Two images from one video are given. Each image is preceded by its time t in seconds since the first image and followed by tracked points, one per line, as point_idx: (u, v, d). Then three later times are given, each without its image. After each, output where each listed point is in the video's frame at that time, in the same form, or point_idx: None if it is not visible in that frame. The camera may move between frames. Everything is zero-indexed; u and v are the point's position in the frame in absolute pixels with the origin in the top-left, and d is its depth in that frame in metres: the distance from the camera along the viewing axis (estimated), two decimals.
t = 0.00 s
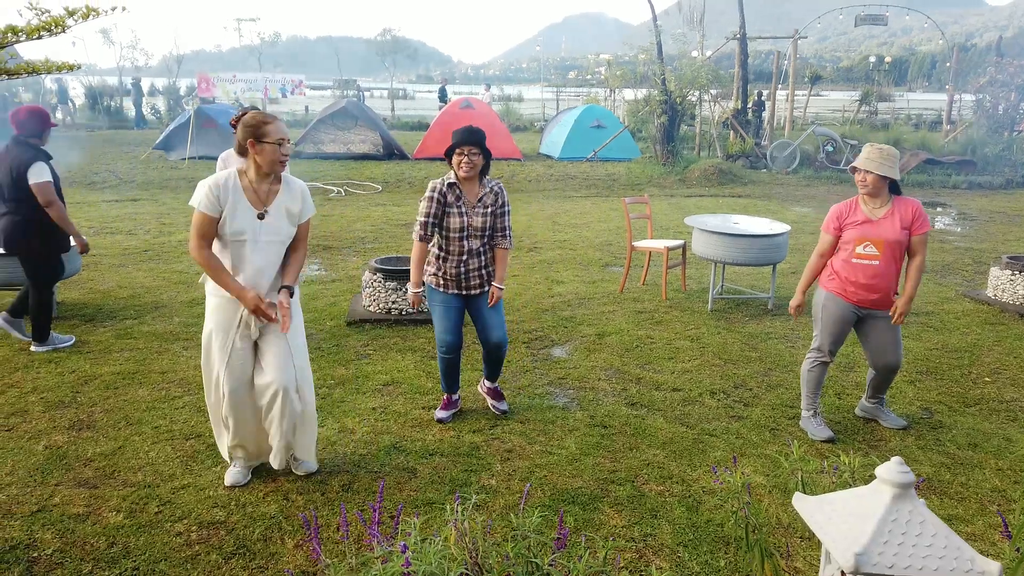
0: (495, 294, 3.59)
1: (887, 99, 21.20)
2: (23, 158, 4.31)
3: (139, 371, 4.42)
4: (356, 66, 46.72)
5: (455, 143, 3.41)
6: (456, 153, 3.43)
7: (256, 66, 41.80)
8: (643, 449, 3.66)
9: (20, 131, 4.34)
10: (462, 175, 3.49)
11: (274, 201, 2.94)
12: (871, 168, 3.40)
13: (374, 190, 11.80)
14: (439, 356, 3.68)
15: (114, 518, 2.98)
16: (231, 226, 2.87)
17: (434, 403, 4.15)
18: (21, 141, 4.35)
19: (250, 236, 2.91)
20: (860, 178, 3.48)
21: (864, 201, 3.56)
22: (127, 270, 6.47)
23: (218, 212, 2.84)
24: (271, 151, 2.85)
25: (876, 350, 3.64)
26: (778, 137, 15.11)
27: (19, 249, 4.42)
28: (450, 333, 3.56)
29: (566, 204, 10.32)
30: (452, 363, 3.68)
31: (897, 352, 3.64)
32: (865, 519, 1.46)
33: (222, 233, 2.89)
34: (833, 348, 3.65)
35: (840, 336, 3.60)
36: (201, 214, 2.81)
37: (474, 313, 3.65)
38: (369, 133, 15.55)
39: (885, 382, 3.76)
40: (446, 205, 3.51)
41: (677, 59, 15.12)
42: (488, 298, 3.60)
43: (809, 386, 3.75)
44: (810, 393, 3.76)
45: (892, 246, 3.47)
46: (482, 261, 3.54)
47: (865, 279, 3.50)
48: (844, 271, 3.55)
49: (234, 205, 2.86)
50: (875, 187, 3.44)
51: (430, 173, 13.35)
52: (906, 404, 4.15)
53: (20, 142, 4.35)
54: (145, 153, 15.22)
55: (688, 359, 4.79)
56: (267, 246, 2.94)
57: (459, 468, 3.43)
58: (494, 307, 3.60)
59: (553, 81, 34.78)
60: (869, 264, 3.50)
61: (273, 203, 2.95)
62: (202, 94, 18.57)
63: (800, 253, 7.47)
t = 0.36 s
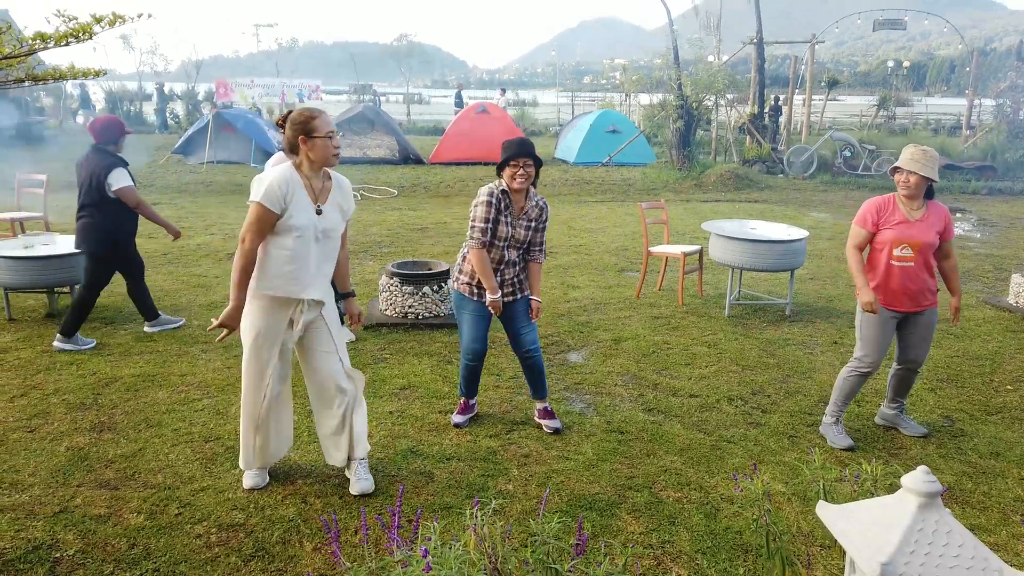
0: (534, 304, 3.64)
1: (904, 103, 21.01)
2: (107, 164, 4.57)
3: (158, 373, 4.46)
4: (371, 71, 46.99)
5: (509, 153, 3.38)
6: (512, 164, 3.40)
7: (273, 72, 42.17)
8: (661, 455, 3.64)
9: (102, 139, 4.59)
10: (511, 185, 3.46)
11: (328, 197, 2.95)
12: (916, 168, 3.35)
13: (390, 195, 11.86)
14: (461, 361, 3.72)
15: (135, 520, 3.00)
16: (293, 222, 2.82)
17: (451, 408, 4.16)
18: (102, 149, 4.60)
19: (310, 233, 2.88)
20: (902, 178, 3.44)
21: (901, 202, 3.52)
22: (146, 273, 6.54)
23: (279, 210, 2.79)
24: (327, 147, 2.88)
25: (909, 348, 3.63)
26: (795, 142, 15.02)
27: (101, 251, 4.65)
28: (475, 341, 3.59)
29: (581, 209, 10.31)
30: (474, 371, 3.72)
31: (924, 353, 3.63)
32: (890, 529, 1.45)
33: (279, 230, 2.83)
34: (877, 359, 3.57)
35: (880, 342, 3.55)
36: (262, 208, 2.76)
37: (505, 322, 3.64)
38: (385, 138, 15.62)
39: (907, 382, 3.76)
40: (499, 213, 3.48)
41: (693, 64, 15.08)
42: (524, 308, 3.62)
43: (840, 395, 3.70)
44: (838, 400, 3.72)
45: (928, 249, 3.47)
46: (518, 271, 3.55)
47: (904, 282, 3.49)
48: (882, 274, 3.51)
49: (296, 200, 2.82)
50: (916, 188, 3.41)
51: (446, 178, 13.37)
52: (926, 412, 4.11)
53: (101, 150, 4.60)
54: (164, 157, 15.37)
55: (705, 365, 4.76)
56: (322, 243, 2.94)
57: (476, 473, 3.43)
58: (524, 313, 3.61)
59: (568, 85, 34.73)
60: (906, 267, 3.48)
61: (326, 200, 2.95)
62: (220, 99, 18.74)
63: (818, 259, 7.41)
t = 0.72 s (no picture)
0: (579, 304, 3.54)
1: (914, 106, 20.92)
2: (161, 158, 4.82)
3: (170, 376, 4.48)
4: (380, 75, 47.14)
5: (528, 152, 3.46)
6: (530, 160, 3.49)
7: (282, 75, 42.35)
8: (671, 459, 3.63)
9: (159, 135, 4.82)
10: (535, 185, 3.53)
11: (354, 216, 2.90)
12: (938, 176, 3.35)
13: (398, 198, 11.89)
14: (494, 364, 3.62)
15: (149, 522, 3.02)
16: (313, 241, 2.84)
17: (462, 411, 4.16)
18: (160, 144, 4.84)
19: (335, 252, 2.84)
20: (925, 186, 3.42)
21: (924, 210, 3.50)
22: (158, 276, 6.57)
23: (299, 227, 2.83)
24: (350, 167, 2.81)
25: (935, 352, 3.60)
26: (804, 145, 14.97)
27: (154, 240, 4.92)
28: (511, 342, 3.50)
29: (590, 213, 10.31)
30: (506, 373, 3.63)
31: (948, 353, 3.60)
32: (908, 534, 1.45)
33: (303, 248, 2.87)
34: (908, 361, 3.55)
35: (909, 347, 3.53)
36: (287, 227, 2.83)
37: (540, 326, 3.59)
38: (394, 140, 15.66)
39: (926, 385, 3.73)
40: (521, 213, 3.52)
41: (701, 68, 15.08)
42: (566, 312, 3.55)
43: (868, 396, 3.71)
44: (864, 400, 3.73)
45: (954, 255, 3.46)
46: (557, 272, 3.51)
47: (934, 290, 3.47)
48: (913, 285, 3.49)
49: (316, 220, 2.83)
50: (939, 196, 3.40)
51: (454, 181, 13.39)
52: (939, 416, 4.09)
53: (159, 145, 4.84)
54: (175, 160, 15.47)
55: (716, 369, 4.75)
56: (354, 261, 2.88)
57: (487, 476, 3.43)
58: (564, 319, 3.53)
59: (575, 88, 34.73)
60: (935, 274, 3.46)
61: (354, 217, 2.90)
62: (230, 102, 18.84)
63: (828, 263, 7.39)
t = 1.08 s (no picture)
0: (570, 304, 3.44)
1: (921, 110, 20.87)
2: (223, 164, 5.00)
3: (182, 378, 4.50)
4: (387, 79, 47.25)
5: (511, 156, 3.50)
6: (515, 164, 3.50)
7: (289, 80, 42.49)
8: (683, 464, 3.63)
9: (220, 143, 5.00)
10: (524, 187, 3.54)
11: (335, 199, 2.92)
12: (946, 174, 3.33)
13: (406, 201, 11.91)
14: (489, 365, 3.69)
15: (162, 524, 3.03)
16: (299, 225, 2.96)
17: (472, 414, 4.16)
18: (221, 150, 5.02)
19: (312, 236, 2.94)
20: (932, 184, 3.40)
21: (931, 208, 3.47)
22: (168, 279, 6.60)
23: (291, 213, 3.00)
24: (323, 152, 2.88)
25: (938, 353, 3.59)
26: (812, 149, 14.94)
27: (211, 241, 5.04)
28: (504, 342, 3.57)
29: (598, 217, 10.31)
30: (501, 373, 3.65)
31: (949, 357, 3.59)
32: (930, 540, 1.44)
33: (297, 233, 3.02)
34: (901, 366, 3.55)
35: (904, 351, 3.51)
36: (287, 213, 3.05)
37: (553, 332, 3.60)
38: (401, 144, 15.69)
39: (932, 390, 3.74)
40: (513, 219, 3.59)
41: (709, 72, 15.06)
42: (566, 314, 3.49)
43: (859, 400, 3.70)
44: (852, 405, 3.72)
45: (960, 256, 3.43)
46: (549, 272, 3.47)
47: (938, 289, 3.45)
48: (917, 283, 3.47)
49: (300, 205, 2.97)
50: (947, 195, 3.37)
51: (461, 185, 13.42)
52: (951, 422, 4.07)
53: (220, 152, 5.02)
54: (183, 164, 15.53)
55: (726, 374, 4.74)
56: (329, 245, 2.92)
57: (498, 480, 3.43)
58: (569, 322, 3.48)
59: (581, 93, 34.78)
60: (939, 274, 3.44)
61: (334, 200, 2.91)
62: (237, 106, 18.91)
63: (837, 268, 7.37)
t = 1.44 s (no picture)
0: (549, 311, 3.46)
1: (928, 114, 20.82)
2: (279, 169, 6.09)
3: (192, 382, 4.51)
4: (393, 84, 47.36)
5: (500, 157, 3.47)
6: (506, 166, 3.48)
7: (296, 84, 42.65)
8: (695, 469, 3.62)
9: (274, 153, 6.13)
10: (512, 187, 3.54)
11: (306, 206, 3.03)
12: (923, 184, 3.31)
13: (413, 205, 11.93)
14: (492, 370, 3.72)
15: (174, 527, 3.04)
16: (272, 230, 3.07)
17: (482, 418, 4.16)
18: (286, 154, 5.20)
19: (283, 241, 3.04)
20: (911, 194, 3.39)
21: (907, 219, 3.48)
22: (177, 282, 6.62)
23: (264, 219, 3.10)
24: (296, 165, 2.97)
25: (920, 369, 3.56)
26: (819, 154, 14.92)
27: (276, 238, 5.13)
28: (499, 345, 3.60)
29: (606, 221, 10.31)
30: (503, 378, 3.68)
31: (939, 371, 3.56)
32: (954, 546, 1.43)
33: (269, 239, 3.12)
34: (884, 377, 3.53)
35: (883, 361, 3.51)
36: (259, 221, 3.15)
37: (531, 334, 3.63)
38: (408, 149, 15.74)
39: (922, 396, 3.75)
40: (497, 214, 3.59)
41: (715, 76, 15.06)
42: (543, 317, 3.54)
43: (855, 410, 3.68)
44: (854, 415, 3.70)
45: (926, 269, 3.41)
46: (528, 275, 3.49)
47: (896, 299, 3.45)
48: (875, 291, 3.50)
49: (274, 212, 3.07)
50: (924, 207, 3.37)
51: (468, 188, 13.45)
52: (963, 428, 4.05)
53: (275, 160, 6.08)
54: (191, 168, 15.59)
55: (736, 378, 4.73)
56: (298, 249, 3.01)
57: (509, 484, 3.43)
58: (552, 325, 3.51)
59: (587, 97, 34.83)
60: (901, 285, 3.44)
61: (306, 207, 3.03)
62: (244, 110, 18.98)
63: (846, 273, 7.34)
